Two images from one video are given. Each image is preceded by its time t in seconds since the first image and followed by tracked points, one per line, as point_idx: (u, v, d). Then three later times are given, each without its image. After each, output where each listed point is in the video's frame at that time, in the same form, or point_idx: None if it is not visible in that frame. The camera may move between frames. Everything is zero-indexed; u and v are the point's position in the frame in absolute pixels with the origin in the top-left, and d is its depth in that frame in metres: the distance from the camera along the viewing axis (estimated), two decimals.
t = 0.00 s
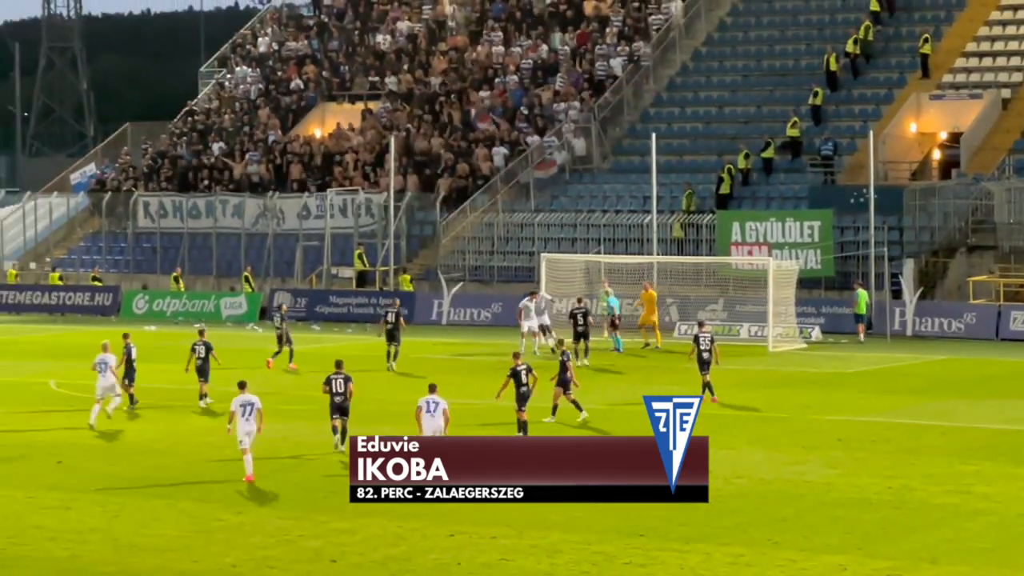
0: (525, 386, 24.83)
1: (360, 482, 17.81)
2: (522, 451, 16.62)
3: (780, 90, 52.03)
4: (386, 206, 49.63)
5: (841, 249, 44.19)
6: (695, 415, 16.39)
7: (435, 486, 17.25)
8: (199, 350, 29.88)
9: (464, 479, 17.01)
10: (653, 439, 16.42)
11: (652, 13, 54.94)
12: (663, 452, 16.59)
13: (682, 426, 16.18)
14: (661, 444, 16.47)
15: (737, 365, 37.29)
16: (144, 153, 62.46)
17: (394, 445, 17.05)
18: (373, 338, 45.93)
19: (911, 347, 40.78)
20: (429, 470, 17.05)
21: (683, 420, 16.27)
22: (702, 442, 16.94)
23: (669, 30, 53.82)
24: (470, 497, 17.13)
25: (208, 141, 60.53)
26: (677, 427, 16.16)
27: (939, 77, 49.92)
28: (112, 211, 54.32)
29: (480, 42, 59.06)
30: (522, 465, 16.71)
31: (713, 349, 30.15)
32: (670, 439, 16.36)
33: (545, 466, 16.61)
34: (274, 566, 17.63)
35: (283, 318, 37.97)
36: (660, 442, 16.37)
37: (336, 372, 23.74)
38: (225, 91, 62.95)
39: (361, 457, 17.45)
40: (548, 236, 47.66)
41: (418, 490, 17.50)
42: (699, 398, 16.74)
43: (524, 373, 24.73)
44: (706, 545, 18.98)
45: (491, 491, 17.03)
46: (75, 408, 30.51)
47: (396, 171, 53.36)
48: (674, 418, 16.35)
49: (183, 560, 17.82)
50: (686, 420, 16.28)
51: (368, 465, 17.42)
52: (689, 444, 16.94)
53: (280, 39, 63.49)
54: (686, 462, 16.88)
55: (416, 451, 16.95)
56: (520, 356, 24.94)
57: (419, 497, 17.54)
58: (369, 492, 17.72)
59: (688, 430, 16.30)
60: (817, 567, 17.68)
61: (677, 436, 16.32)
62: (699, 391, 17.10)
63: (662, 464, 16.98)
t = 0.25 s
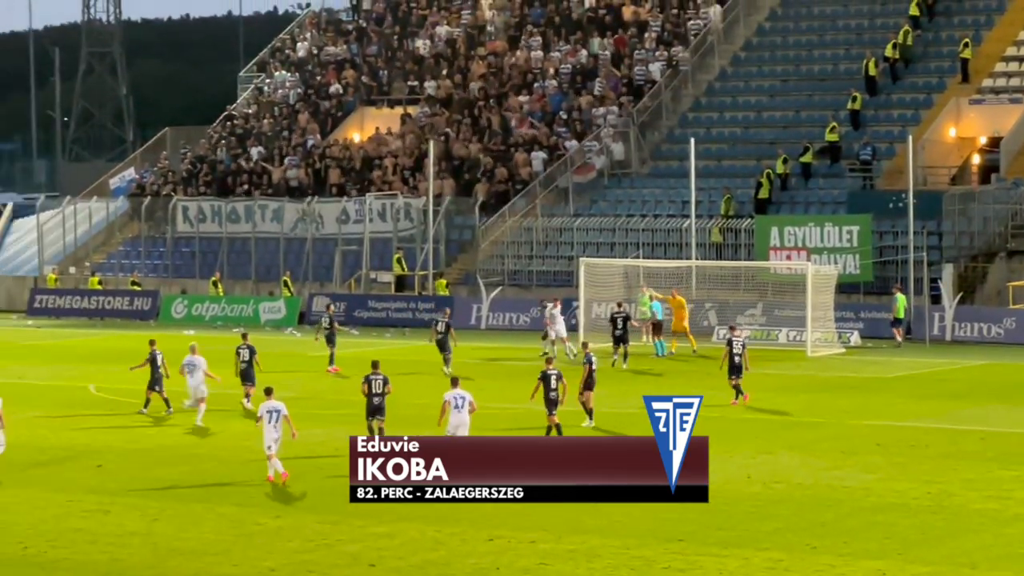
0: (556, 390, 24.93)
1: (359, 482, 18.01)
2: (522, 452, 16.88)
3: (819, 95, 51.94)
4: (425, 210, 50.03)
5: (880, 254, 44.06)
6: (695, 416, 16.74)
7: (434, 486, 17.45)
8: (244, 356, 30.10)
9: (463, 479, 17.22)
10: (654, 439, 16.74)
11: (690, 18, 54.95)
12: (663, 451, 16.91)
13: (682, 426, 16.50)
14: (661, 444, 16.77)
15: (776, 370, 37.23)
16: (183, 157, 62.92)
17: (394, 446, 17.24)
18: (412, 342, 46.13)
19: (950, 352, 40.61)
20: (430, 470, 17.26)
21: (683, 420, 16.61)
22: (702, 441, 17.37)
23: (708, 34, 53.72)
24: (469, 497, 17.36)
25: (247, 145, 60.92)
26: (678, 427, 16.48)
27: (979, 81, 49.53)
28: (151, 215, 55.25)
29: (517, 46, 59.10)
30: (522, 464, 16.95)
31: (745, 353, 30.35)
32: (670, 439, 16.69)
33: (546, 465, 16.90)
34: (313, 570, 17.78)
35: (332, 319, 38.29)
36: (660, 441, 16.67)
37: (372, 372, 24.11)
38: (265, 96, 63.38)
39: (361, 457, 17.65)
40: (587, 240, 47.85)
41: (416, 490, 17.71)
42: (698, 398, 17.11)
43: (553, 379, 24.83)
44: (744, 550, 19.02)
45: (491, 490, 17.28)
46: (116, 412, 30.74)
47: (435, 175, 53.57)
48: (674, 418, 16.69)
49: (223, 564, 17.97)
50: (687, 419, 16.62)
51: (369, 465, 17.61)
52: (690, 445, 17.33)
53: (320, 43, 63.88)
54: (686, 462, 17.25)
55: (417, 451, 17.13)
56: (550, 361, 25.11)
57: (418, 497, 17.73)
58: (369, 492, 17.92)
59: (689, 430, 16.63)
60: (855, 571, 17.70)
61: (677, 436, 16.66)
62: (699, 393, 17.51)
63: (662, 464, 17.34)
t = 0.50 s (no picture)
0: (592, 392, 25.02)
1: (359, 483, 17.86)
2: (525, 450, 16.85)
3: (864, 98, 51.73)
4: (470, 214, 50.38)
5: (925, 257, 43.90)
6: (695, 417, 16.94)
7: (435, 486, 17.30)
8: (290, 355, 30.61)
9: (463, 479, 17.12)
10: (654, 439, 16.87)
11: (734, 22, 54.83)
12: (663, 452, 17.03)
13: (682, 425, 16.69)
14: (661, 444, 16.92)
15: (819, 373, 37.15)
16: (227, 160, 63.40)
17: (394, 445, 17.17)
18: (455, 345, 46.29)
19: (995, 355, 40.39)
20: (429, 470, 17.15)
21: (683, 420, 16.82)
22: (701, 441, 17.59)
23: (751, 39, 53.59)
24: (470, 497, 17.20)
25: (291, 148, 61.30)
26: (678, 427, 16.67)
27: None
28: (196, 218, 55.76)
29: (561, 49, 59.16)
30: (523, 463, 16.90)
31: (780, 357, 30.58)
32: (670, 439, 16.86)
33: (546, 465, 16.86)
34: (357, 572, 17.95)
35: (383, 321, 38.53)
36: (661, 441, 16.82)
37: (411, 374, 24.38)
38: (309, 99, 63.82)
39: (360, 457, 17.55)
40: (632, 244, 48.33)
41: (416, 491, 17.55)
42: (698, 400, 17.35)
43: (591, 381, 24.84)
44: (788, 553, 19.03)
45: (491, 491, 17.14)
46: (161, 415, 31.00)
47: (480, 178, 53.71)
48: (673, 419, 16.87)
49: (268, 567, 18.12)
50: (686, 420, 16.83)
51: (369, 465, 17.49)
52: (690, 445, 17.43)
53: (365, 46, 64.21)
54: (686, 463, 17.30)
55: (417, 451, 17.07)
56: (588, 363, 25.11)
57: (418, 498, 17.54)
58: (369, 493, 17.75)
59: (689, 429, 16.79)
60: None
61: (677, 436, 16.82)
62: (698, 396, 17.65)
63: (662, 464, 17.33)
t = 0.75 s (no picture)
0: (641, 392, 25.30)
1: (360, 483, 18.82)
2: (522, 452, 17.62)
3: (924, 98, 51.38)
4: (529, 214, 50.53)
5: (986, 257, 43.15)
6: (693, 416, 18.03)
7: (434, 485, 18.22)
8: (352, 354, 31.40)
9: (463, 479, 18.00)
10: (654, 439, 17.66)
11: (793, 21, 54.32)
12: (663, 452, 17.80)
13: (681, 425, 17.64)
14: (661, 444, 17.71)
15: (878, 374, 37.01)
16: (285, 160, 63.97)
17: (393, 446, 17.99)
18: (512, 345, 46.43)
19: None
20: (429, 470, 18.01)
21: (682, 420, 17.82)
22: (700, 442, 18.00)
23: (811, 38, 53.17)
24: (469, 497, 18.07)
25: (349, 147, 61.76)
26: (677, 426, 17.65)
27: None
28: (253, 218, 56.36)
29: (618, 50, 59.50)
30: (521, 464, 17.68)
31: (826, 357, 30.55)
32: (670, 439, 17.71)
33: (544, 466, 17.62)
34: (416, 572, 18.15)
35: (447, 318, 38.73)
36: (660, 441, 17.63)
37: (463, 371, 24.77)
38: (368, 99, 64.29)
39: (361, 458, 18.42)
40: (691, 243, 47.89)
41: (416, 490, 18.52)
42: (692, 404, 18.42)
43: (640, 382, 25.03)
44: (848, 554, 19.02)
45: (490, 490, 18.01)
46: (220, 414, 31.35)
47: (538, 178, 53.82)
48: (674, 418, 17.90)
49: (327, 566, 18.35)
50: (685, 420, 17.83)
51: (369, 465, 18.41)
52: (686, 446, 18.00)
53: (423, 46, 64.67)
54: (683, 463, 18.08)
55: (416, 452, 17.88)
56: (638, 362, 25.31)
57: (418, 497, 18.49)
58: (369, 492, 18.74)
59: (687, 429, 17.75)
60: None
61: (677, 436, 17.70)
62: (697, 400, 18.68)
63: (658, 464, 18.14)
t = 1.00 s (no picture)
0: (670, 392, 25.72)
1: (359, 484, 18.58)
2: (522, 451, 17.51)
3: (967, 100, 51.11)
4: (571, 215, 50.57)
5: None
6: (693, 417, 17.94)
7: (434, 486, 18.07)
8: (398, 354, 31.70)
9: (463, 479, 17.86)
10: (654, 438, 17.58)
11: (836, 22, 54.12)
12: (663, 452, 17.71)
13: (681, 425, 17.55)
14: (661, 444, 17.63)
15: (920, 377, 36.87)
16: (326, 162, 64.36)
17: (394, 446, 17.87)
18: (553, 347, 46.45)
19: None
20: (429, 470, 17.89)
21: (682, 420, 17.74)
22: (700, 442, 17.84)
23: (853, 40, 52.98)
24: (469, 497, 17.94)
25: (391, 149, 62.06)
26: (678, 426, 17.56)
27: None
28: (296, 219, 56.54)
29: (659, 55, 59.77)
30: (522, 464, 17.60)
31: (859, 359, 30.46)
32: (670, 439, 17.61)
33: (545, 465, 17.55)
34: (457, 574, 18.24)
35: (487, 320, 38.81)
36: (661, 440, 17.54)
37: (498, 370, 25.15)
38: (410, 100, 64.62)
39: (361, 458, 18.24)
40: (732, 246, 47.94)
41: (416, 492, 18.31)
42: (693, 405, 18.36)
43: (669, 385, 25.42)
44: (891, 558, 18.96)
45: (490, 490, 17.88)
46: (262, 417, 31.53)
47: (580, 179, 53.82)
48: (674, 419, 17.80)
49: (367, 569, 18.45)
50: (684, 419, 17.78)
51: (369, 465, 18.22)
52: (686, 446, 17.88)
53: (465, 48, 64.91)
54: (684, 463, 17.98)
55: (417, 451, 17.76)
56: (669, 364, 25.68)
57: (418, 498, 18.33)
58: (368, 493, 18.46)
59: (687, 429, 17.66)
60: None
61: (678, 436, 17.61)
62: (697, 399, 18.62)
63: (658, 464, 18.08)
